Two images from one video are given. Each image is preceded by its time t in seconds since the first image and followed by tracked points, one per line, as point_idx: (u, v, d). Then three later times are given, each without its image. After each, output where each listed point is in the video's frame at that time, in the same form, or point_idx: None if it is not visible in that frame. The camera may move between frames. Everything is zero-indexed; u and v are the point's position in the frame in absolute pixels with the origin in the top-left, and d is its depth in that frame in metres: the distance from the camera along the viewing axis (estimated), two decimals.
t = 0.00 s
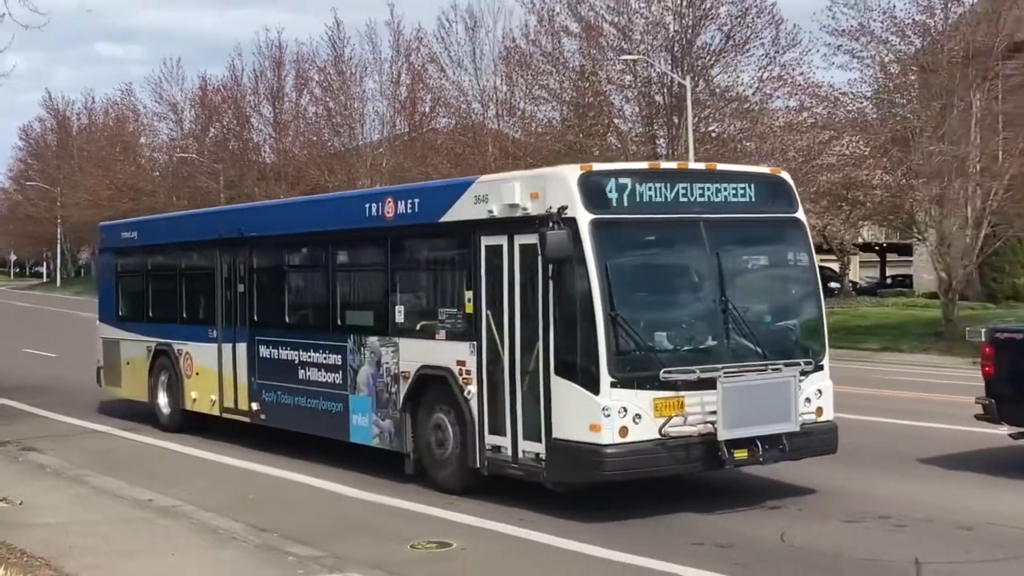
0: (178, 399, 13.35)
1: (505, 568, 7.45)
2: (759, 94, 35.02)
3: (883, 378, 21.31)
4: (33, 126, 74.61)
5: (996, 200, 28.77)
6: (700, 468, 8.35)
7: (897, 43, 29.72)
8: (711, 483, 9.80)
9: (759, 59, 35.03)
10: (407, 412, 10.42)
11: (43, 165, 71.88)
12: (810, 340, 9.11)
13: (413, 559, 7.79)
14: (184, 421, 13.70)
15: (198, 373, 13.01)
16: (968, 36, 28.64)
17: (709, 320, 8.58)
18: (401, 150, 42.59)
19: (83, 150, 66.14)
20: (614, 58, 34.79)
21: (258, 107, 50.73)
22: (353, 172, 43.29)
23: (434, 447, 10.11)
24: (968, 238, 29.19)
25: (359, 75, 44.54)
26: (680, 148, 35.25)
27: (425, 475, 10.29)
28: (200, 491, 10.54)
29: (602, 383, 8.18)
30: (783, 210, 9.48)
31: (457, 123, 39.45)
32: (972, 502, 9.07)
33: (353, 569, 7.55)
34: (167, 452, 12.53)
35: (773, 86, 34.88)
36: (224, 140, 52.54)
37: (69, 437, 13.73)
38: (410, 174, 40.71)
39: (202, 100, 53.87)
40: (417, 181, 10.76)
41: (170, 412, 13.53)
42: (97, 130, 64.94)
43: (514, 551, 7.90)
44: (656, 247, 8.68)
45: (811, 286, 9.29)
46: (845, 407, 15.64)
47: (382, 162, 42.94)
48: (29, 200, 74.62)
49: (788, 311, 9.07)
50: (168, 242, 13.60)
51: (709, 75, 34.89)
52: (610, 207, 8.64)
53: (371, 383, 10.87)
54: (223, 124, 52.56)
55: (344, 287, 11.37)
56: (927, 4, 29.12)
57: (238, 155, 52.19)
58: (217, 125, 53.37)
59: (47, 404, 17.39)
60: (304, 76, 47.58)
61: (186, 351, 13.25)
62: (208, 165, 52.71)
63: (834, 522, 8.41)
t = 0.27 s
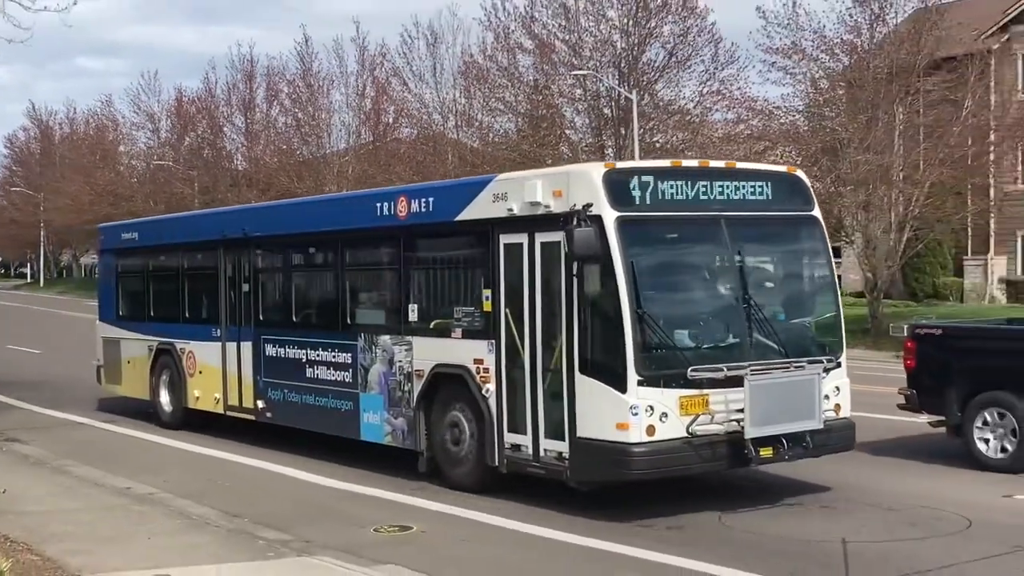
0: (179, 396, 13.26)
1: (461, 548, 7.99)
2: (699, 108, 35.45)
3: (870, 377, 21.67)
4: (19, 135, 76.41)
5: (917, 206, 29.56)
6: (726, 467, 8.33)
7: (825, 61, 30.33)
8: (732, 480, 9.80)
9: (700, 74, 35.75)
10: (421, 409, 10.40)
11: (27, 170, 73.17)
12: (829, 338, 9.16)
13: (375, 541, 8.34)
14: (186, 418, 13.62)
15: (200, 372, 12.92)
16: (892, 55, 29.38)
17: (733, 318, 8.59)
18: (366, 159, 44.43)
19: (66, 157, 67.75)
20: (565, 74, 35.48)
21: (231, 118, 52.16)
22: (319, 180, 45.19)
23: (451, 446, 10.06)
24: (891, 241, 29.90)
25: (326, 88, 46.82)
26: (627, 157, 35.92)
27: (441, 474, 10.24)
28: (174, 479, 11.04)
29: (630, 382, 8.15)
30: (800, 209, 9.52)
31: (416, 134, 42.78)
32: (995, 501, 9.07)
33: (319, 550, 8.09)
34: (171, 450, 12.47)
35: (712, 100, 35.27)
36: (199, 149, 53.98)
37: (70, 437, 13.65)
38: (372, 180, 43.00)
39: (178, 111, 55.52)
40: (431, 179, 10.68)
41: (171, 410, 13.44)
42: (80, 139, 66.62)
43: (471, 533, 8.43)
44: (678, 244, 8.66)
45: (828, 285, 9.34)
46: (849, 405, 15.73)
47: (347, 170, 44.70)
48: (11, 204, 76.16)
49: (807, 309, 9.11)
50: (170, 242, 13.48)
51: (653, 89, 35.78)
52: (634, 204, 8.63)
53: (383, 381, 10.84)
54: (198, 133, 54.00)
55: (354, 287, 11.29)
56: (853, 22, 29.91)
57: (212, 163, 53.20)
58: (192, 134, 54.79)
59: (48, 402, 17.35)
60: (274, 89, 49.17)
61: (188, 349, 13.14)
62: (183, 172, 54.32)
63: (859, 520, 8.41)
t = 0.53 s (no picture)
0: (175, 393, 13.17)
1: (423, 534, 8.43)
2: (646, 119, 35.81)
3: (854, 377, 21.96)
4: None
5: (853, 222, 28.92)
6: (743, 468, 8.35)
7: (763, 75, 27.33)
8: (746, 479, 9.82)
9: (646, 87, 36.09)
10: (428, 409, 10.30)
11: (7, 175, 73.62)
12: (839, 339, 9.21)
13: (340, 527, 8.76)
14: (183, 415, 13.54)
15: (197, 370, 12.80)
16: (825, 68, 26.57)
17: (748, 318, 8.61)
18: (332, 164, 44.92)
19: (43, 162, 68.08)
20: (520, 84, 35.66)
21: (203, 124, 52.53)
22: (287, 185, 45.61)
23: (460, 447, 10.00)
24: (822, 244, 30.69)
25: (294, 98, 47.41)
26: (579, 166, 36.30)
27: (449, 474, 10.18)
28: (143, 468, 11.39)
29: (649, 383, 8.14)
30: (811, 209, 9.54)
31: (379, 141, 43.12)
32: (1007, 503, 9.09)
33: (287, 535, 8.50)
34: (168, 447, 12.41)
35: (657, 111, 35.58)
36: (171, 154, 54.31)
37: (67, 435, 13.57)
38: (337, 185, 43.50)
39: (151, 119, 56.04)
40: (439, 179, 10.59)
41: (169, 407, 13.37)
42: (57, 145, 67.02)
43: (432, 519, 8.89)
44: (695, 244, 8.64)
45: (838, 286, 9.39)
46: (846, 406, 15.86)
47: (313, 176, 45.16)
48: None
49: (818, 309, 9.15)
50: (167, 240, 13.33)
51: (602, 100, 36.16)
52: (651, 204, 8.59)
53: (388, 381, 10.70)
54: (171, 139, 54.35)
55: (357, 287, 11.19)
56: (788, 38, 27.11)
57: (185, 168, 53.68)
58: (165, 140, 55.15)
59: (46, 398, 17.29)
60: (244, 99, 49.71)
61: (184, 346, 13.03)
62: (156, 177, 54.71)
63: (875, 521, 8.42)
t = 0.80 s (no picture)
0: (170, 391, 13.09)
1: (388, 521, 8.86)
2: (601, 127, 36.42)
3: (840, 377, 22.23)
4: None
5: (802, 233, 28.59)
6: (758, 468, 8.37)
7: (711, 88, 28.06)
8: (756, 478, 9.86)
9: (601, 98, 36.49)
10: (433, 409, 10.21)
11: None
12: (846, 338, 9.27)
13: (307, 515, 9.21)
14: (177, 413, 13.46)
15: (192, 369, 12.64)
16: (770, 81, 27.40)
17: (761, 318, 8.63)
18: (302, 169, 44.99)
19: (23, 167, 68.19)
20: (483, 94, 36.10)
21: (177, 130, 52.52)
22: (259, 188, 45.62)
23: (467, 448, 9.94)
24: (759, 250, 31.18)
25: (266, 105, 47.54)
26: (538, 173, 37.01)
27: (455, 474, 10.12)
28: (118, 460, 11.73)
29: (666, 383, 8.13)
30: (817, 209, 9.59)
31: (346, 148, 42.28)
32: (1008, 499, 9.21)
33: (256, 523, 8.92)
34: (162, 446, 12.42)
35: (613, 120, 36.16)
36: (147, 159, 54.29)
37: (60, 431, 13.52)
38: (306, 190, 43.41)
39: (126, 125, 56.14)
40: (443, 179, 10.52)
41: (164, 405, 13.25)
42: (35, 151, 67.00)
43: (396, 508, 9.33)
44: (708, 243, 8.65)
45: (845, 285, 9.43)
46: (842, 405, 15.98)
47: (284, 180, 45.16)
48: None
49: (826, 309, 9.20)
50: (162, 241, 13.26)
51: (561, 109, 36.74)
52: (665, 203, 8.58)
53: (391, 380, 10.59)
54: (146, 145, 54.34)
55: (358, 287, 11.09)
56: (734, 52, 27.89)
57: (160, 173, 53.48)
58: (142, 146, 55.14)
59: (42, 392, 17.38)
60: (218, 106, 49.78)
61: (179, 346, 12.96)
62: (132, 181, 54.67)
63: (886, 519, 8.47)
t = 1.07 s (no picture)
0: (162, 393, 13.17)
1: (378, 522, 8.90)
2: (566, 133, 36.30)
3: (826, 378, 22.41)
4: None
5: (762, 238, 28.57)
6: (772, 469, 8.30)
7: (673, 94, 27.83)
8: (765, 478, 9.82)
9: (566, 104, 36.41)
10: (437, 410, 10.08)
11: None
12: (856, 337, 9.23)
13: (279, 510, 9.44)
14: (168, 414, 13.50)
15: (186, 371, 12.69)
16: (731, 88, 27.10)
17: (775, 316, 8.56)
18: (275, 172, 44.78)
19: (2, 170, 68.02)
20: (452, 99, 36.25)
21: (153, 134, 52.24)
22: (231, 191, 45.38)
23: (474, 450, 9.79)
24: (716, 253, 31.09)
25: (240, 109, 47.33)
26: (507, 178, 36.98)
27: (461, 476, 9.98)
28: (98, 460, 11.90)
29: (683, 383, 8.03)
30: (826, 207, 9.51)
31: (318, 151, 42.32)
32: (994, 495, 9.26)
33: (229, 518, 9.17)
34: (155, 447, 12.47)
35: (577, 125, 36.07)
36: (123, 163, 54.04)
37: (49, 430, 13.50)
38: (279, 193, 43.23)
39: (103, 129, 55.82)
40: (447, 176, 10.35)
41: (156, 407, 13.31)
42: (12, 154, 66.69)
43: (368, 504, 9.54)
44: (723, 241, 8.54)
45: (855, 284, 9.38)
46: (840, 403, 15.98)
47: (257, 183, 44.94)
48: None
49: (836, 308, 9.15)
50: (155, 241, 13.27)
51: (528, 115, 36.63)
52: (680, 200, 8.45)
53: (393, 380, 10.47)
54: (123, 148, 54.07)
55: (359, 286, 10.95)
56: (695, 60, 27.70)
57: (135, 175, 53.01)
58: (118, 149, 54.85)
59: (34, 389, 17.39)
60: (191, 109, 49.50)
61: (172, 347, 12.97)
62: (109, 184, 54.42)
63: (899, 518, 8.43)
